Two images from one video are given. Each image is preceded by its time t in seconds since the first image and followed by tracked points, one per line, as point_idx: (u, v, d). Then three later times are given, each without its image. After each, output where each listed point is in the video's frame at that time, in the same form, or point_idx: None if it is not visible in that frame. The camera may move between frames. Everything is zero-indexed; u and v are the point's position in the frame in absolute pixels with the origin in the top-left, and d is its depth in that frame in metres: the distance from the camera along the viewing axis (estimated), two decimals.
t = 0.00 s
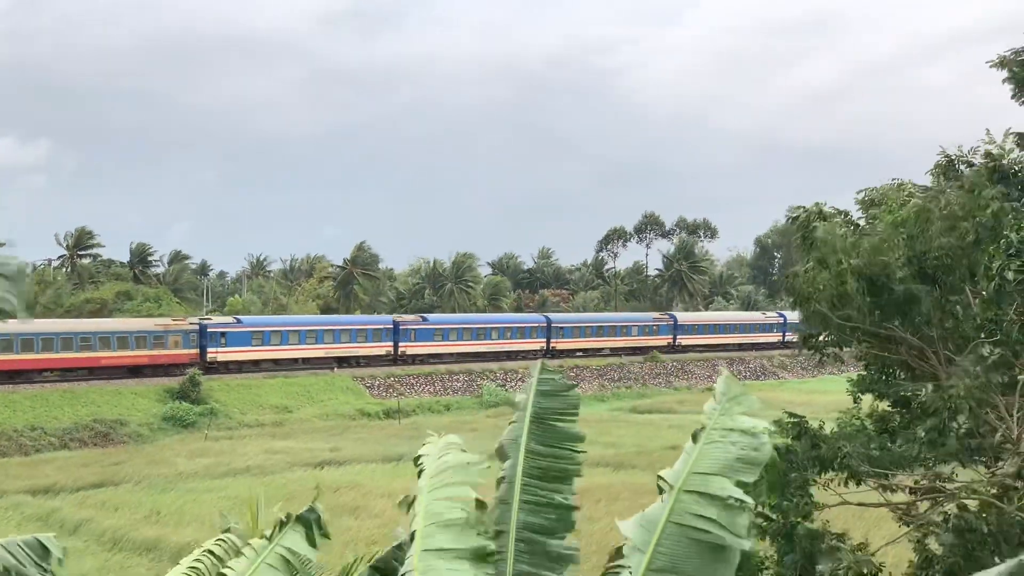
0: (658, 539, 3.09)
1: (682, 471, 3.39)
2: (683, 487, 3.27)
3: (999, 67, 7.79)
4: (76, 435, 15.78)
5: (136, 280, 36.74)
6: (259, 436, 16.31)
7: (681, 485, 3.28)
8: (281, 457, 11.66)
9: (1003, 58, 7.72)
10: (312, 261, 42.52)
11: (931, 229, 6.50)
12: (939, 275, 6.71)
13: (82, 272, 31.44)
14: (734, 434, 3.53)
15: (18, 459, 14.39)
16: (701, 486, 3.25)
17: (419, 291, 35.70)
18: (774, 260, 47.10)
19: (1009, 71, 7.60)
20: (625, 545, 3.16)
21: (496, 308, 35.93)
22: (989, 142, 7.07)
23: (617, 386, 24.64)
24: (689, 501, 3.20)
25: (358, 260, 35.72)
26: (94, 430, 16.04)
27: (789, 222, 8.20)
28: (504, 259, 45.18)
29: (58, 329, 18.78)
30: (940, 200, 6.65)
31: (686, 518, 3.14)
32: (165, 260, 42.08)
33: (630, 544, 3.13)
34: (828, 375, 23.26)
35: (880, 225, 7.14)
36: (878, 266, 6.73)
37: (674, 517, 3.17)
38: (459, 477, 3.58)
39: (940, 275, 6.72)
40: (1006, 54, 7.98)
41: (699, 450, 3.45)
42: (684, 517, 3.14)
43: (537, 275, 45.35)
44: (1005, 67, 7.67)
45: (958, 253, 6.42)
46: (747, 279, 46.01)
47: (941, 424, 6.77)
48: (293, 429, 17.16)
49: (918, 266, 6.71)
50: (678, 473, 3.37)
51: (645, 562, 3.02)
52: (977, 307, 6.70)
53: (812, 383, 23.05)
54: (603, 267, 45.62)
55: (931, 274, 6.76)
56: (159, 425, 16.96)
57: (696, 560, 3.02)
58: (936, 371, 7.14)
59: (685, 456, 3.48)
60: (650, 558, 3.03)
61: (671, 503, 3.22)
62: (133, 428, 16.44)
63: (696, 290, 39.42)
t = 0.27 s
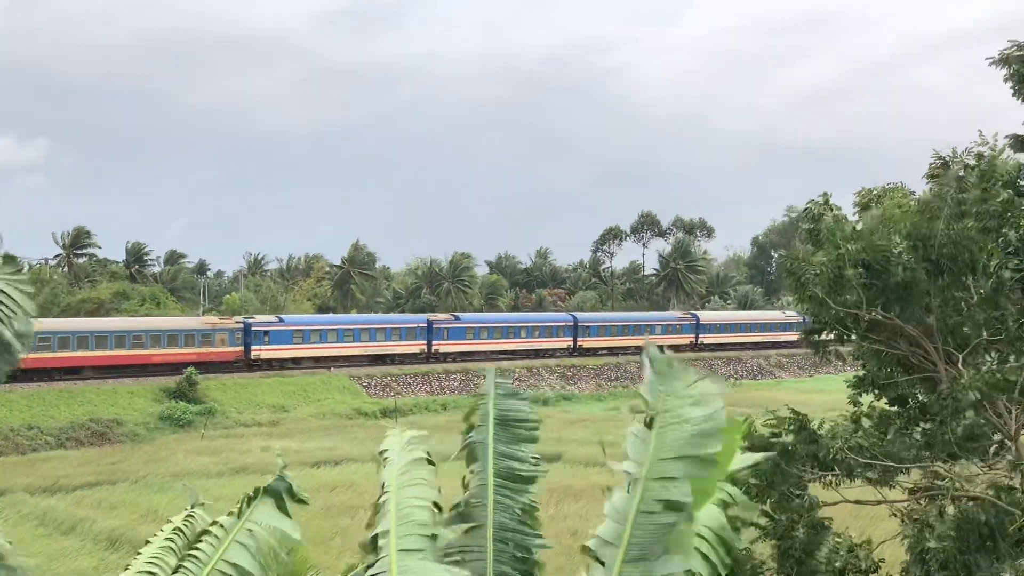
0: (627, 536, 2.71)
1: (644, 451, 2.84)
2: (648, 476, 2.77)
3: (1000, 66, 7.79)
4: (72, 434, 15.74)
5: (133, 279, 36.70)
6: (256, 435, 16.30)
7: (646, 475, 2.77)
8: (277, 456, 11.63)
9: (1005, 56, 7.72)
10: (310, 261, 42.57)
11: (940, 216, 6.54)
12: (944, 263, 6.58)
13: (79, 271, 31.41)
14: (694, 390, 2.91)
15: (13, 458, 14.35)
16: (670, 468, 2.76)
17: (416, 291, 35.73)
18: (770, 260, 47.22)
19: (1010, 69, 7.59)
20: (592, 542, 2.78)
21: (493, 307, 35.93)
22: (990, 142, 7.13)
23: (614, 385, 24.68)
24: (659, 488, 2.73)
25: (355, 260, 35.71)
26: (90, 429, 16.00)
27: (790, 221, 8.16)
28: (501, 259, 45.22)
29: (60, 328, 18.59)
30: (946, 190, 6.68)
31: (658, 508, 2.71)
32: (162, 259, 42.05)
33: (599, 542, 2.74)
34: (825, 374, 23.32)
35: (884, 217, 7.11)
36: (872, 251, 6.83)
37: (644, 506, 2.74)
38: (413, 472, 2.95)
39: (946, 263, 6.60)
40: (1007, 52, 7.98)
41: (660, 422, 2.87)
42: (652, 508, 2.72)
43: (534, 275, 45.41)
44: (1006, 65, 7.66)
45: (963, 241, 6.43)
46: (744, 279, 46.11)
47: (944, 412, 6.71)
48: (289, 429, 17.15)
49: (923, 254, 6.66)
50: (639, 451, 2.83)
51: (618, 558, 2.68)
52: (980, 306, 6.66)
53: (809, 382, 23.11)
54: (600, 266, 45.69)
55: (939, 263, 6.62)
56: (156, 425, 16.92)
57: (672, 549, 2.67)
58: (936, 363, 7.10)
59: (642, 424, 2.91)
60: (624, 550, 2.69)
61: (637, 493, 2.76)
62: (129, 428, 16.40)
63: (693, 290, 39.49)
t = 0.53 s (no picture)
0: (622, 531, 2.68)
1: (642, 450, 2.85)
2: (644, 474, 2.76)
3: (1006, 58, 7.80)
4: (70, 432, 15.73)
5: (131, 277, 36.66)
6: (254, 433, 16.31)
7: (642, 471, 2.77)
8: (275, 454, 11.65)
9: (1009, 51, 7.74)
10: (308, 259, 42.56)
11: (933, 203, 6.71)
12: (941, 250, 6.75)
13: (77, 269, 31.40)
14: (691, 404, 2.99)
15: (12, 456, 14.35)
16: (664, 468, 2.75)
17: (415, 289, 35.73)
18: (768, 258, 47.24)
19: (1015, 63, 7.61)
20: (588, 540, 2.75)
21: (491, 305, 35.93)
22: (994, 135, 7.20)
23: (612, 384, 24.72)
24: (654, 486, 2.72)
25: (353, 258, 35.68)
26: (89, 427, 16.00)
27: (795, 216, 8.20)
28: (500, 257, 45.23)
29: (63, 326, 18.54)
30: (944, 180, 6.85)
31: (653, 504, 2.70)
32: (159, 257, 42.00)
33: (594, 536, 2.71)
34: (823, 373, 23.35)
35: (887, 214, 7.36)
36: (865, 243, 7.06)
37: (638, 503, 2.72)
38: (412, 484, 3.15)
39: (944, 250, 6.75)
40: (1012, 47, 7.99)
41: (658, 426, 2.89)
42: (648, 505, 2.70)
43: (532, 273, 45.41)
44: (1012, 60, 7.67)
45: (956, 226, 6.57)
46: (742, 277, 46.13)
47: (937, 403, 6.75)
48: (288, 427, 17.16)
49: (920, 243, 6.85)
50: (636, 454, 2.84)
51: (611, 553, 2.64)
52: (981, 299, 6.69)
53: (807, 381, 23.15)
54: (598, 264, 45.70)
55: (937, 250, 6.79)
56: (154, 423, 16.93)
57: (666, 545, 2.63)
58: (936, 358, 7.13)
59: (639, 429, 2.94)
60: (618, 544, 2.66)
61: (633, 490, 2.74)
62: (128, 426, 16.40)
63: (691, 288, 39.53)
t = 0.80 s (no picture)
0: (623, 532, 2.70)
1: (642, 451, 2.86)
2: (643, 475, 2.79)
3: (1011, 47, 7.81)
4: (70, 430, 15.73)
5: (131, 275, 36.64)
6: (253, 431, 16.31)
7: (642, 473, 2.79)
8: (275, 452, 11.66)
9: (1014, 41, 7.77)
10: (307, 257, 42.54)
11: (921, 204, 6.78)
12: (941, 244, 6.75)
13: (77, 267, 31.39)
14: (695, 401, 2.92)
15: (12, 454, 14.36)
16: (664, 469, 2.77)
17: (414, 287, 35.73)
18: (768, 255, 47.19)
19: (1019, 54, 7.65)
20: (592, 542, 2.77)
21: (491, 303, 35.93)
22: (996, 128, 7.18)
23: (611, 381, 24.71)
24: (654, 486, 2.74)
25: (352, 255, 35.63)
26: (88, 425, 15.99)
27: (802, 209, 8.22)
28: (499, 254, 45.24)
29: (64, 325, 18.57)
30: (933, 182, 6.91)
31: (653, 505, 2.71)
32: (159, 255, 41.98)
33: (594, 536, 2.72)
34: (823, 371, 23.33)
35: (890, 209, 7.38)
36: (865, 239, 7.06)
37: (639, 504, 2.74)
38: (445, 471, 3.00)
39: (933, 250, 6.82)
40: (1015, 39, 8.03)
41: (656, 425, 2.91)
42: (648, 505, 2.71)
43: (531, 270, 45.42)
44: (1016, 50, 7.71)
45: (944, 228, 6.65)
46: (741, 274, 46.14)
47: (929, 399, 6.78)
48: (287, 424, 17.15)
49: (908, 244, 6.91)
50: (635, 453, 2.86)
51: (612, 556, 2.66)
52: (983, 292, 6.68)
53: (807, 378, 23.11)
54: (598, 262, 45.66)
55: (926, 250, 6.85)
56: (154, 420, 16.93)
57: (667, 544, 2.65)
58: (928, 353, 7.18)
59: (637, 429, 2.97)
60: (619, 544, 2.67)
61: (635, 492, 2.76)
62: (128, 423, 16.40)
63: (690, 285, 39.51)
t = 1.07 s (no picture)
0: (624, 541, 2.76)
1: (642, 460, 2.88)
2: (645, 486, 2.84)
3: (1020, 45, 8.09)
4: (71, 428, 15.75)
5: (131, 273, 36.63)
6: (254, 429, 16.32)
7: (643, 484, 2.83)
8: (275, 449, 11.68)
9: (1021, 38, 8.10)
10: (307, 254, 42.53)
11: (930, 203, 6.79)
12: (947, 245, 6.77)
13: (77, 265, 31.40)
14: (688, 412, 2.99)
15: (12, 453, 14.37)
16: (664, 481, 2.84)
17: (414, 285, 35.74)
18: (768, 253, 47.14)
19: None
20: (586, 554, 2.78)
21: (490, 300, 35.92)
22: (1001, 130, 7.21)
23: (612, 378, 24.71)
24: (653, 498, 2.82)
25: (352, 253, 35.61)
26: (89, 423, 16.00)
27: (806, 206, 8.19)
28: (499, 251, 45.23)
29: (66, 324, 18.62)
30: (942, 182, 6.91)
31: (653, 516, 2.79)
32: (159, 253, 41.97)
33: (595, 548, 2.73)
34: (824, 368, 23.32)
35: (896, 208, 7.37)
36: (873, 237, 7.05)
37: (639, 517, 2.79)
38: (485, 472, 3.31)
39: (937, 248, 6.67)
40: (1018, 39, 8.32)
41: (650, 433, 2.93)
42: (649, 517, 2.79)
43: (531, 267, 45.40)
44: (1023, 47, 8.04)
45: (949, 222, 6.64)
46: (742, 271, 46.12)
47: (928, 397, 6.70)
48: (288, 422, 17.16)
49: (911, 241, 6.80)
50: (632, 463, 2.88)
51: (615, 567, 2.73)
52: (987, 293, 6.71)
53: (808, 375, 23.10)
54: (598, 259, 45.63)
55: (929, 247, 6.81)
56: (155, 418, 16.94)
57: (667, 553, 2.77)
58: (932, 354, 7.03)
59: (626, 434, 2.96)
60: (621, 557, 2.74)
61: (635, 504, 2.80)
62: (128, 421, 16.42)
63: (690, 283, 39.51)
